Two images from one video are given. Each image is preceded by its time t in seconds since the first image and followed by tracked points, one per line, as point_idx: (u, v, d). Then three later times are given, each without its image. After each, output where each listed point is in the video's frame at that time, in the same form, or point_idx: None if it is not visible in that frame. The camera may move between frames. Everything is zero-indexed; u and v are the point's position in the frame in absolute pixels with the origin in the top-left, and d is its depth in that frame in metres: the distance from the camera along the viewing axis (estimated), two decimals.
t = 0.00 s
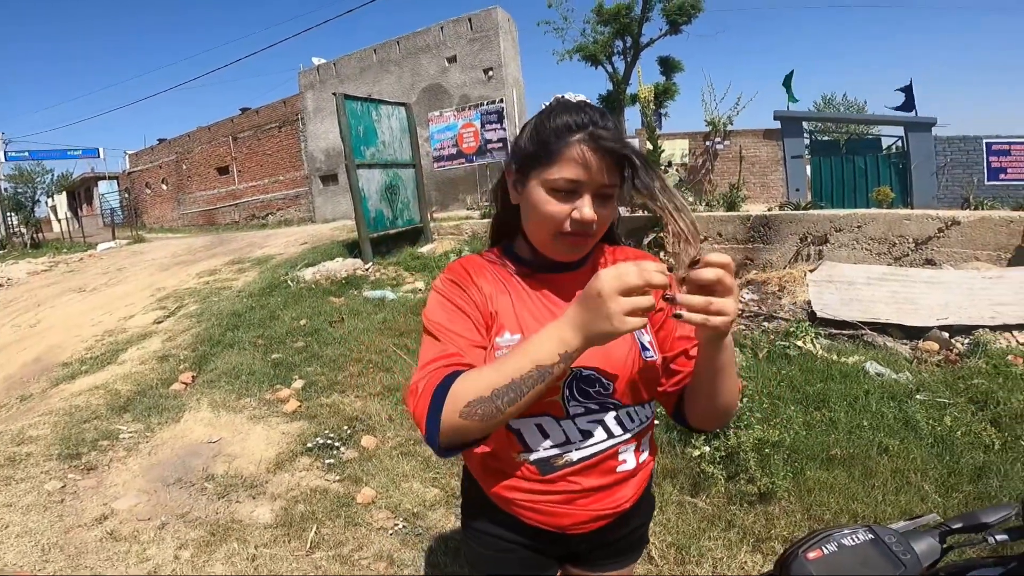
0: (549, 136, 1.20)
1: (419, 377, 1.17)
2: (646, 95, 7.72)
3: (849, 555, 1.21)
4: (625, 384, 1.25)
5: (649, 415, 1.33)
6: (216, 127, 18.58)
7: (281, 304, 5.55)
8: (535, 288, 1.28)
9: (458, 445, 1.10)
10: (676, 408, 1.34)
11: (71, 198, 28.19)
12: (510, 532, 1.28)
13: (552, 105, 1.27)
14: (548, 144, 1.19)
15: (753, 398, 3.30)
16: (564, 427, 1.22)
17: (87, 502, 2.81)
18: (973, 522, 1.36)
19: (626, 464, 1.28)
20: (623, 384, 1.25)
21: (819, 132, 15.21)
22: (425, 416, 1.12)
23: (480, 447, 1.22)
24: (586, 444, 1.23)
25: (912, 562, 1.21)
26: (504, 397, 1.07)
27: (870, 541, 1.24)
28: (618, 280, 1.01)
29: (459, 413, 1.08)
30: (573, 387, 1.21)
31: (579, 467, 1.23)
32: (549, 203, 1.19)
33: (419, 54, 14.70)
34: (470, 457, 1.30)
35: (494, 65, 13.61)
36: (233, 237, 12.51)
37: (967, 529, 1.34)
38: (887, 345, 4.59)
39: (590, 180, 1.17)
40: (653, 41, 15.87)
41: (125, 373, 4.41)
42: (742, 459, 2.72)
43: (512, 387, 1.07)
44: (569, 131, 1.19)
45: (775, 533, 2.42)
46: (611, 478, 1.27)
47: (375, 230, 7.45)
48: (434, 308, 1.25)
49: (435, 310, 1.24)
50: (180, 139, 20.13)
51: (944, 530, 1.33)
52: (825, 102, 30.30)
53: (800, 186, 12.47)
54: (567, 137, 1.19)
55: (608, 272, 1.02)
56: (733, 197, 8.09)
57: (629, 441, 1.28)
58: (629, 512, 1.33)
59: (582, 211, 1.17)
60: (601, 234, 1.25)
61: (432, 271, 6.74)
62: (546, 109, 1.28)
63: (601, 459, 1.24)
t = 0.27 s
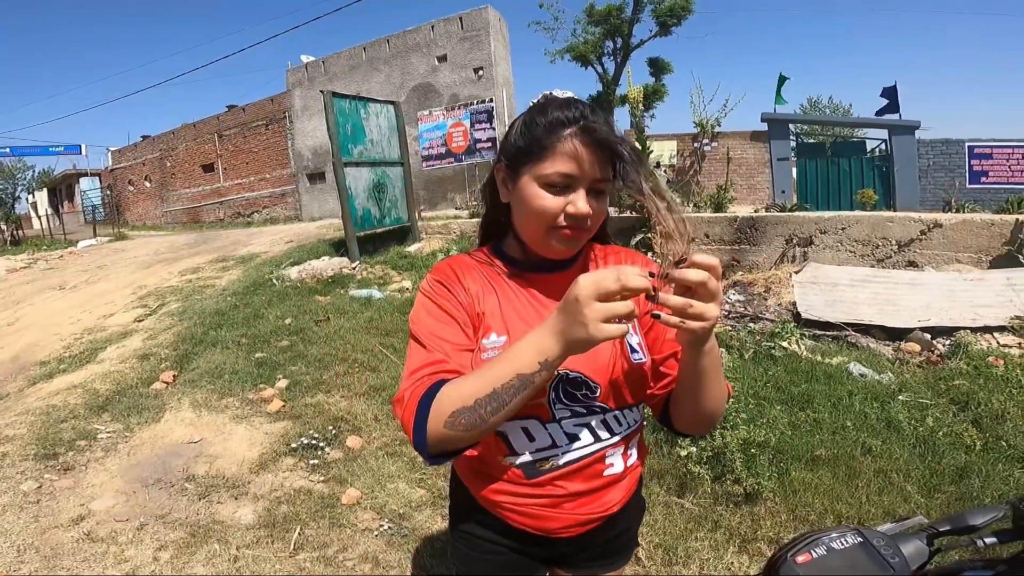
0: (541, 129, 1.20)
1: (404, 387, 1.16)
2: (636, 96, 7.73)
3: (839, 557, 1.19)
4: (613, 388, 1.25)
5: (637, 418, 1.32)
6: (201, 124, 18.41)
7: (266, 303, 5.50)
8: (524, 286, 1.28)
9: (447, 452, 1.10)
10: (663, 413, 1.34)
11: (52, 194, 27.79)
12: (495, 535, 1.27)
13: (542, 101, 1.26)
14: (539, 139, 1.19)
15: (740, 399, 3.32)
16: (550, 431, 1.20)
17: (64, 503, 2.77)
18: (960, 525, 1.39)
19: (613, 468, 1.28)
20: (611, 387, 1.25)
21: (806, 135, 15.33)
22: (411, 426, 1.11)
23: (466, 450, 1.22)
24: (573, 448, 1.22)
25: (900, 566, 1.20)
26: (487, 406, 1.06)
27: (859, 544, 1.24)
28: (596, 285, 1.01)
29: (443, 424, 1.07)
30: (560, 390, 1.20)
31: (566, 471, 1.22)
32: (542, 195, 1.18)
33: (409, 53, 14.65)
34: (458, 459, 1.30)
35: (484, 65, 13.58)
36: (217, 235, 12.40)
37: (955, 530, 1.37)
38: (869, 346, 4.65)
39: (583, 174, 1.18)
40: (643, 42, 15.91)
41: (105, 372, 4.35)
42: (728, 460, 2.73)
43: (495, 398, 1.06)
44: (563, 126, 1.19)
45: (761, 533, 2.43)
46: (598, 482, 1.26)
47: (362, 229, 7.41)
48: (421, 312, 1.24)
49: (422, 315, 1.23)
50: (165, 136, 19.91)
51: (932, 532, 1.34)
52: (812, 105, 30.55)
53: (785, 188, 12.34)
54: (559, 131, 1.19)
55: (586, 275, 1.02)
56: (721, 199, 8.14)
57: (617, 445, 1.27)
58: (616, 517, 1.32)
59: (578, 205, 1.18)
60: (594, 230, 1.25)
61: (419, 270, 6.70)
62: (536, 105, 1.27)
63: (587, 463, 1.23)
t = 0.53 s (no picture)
0: (525, 127, 1.21)
1: (400, 399, 1.16)
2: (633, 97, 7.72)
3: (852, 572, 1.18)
4: (612, 399, 1.22)
5: (639, 431, 1.28)
6: (197, 125, 18.34)
7: (261, 305, 5.47)
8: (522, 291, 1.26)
9: (441, 466, 1.10)
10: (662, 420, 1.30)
11: (47, 196, 27.69)
12: (490, 543, 1.27)
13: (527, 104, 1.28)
14: (523, 136, 1.20)
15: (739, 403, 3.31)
16: (547, 443, 1.19)
17: (56, 508, 2.73)
18: (976, 536, 1.36)
19: (613, 482, 1.24)
20: (610, 399, 1.22)
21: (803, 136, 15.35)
22: (404, 439, 1.11)
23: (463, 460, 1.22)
24: (571, 461, 1.20)
25: None
26: (475, 420, 1.05)
27: (874, 558, 1.22)
28: (576, 295, 0.98)
29: (434, 438, 1.07)
30: (557, 401, 1.19)
31: (563, 484, 1.20)
32: (527, 190, 1.18)
33: (406, 54, 14.63)
34: (458, 469, 1.30)
35: (481, 66, 13.56)
36: (213, 236, 12.34)
37: (971, 542, 1.34)
38: (868, 348, 4.63)
39: (565, 164, 1.16)
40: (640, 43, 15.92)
41: (98, 375, 4.31)
42: (729, 464, 2.73)
43: (482, 412, 1.05)
44: (543, 120, 1.20)
45: (762, 538, 2.41)
46: (597, 496, 1.23)
47: (359, 230, 7.37)
48: (419, 322, 1.23)
49: (419, 325, 1.22)
50: (160, 137, 19.83)
51: (948, 543, 1.32)
52: (808, 105, 30.64)
53: (781, 189, 12.34)
54: (539, 125, 1.19)
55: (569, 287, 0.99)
56: (718, 200, 8.13)
57: (617, 458, 1.23)
58: (618, 527, 1.29)
59: (561, 194, 1.15)
60: (589, 225, 1.22)
61: (416, 272, 6.67)
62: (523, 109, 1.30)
63: (586, 476, 1.21)
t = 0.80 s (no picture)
0: (512, 127, 1.23)
1: (401, 390, 1.18)
2: (634, 96, 7.73)
3: (855, 560, 1.19)
4: (610, 392, 1.23)
5: (638, 424, 1.29)
6: (198, 124, 18.36)
7: (263, 304, 5.48)
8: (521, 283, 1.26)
9: (441, 454, 1.11)
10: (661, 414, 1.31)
11: (48, 195, 27.73)
12: (490, 534, 1.29)
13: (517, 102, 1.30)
14: (512, 134, 1.23)
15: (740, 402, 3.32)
16: (546, 434, 1.20)
17: (59, 505, 2.75)
18: (976, 527, 1.37)
19: (613, 474, 1.25)
20: (609, 392, 1.23)
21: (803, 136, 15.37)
22: (404, 428, 1.13)
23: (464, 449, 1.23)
24: (571, 452, 1.20)
25: (916, 568, 1.20)
26: (471, 410, 1.07)
27: (875, 548, 1.23)
28: (578, 286, 1.00)
29: (432, 428, 1.08)
30: (555, 392, 1.20)
31: (563, 475, 1.21)
32: (516, 186, 1.19)
33: (407, 53, 14.64)
34: (460, 459, 1.31)
35: (482, 65, 13.58)
36: (213, 235, 12.36)
37: (972, 533, 1.35)
38: (869, 347, 4.64)
39: (551, 159, 1.18)
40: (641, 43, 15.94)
41: (100, 373, 4.32)
42: (730, 462, 2.74)
43: (476, 400, 1.06)
44: (529, 117, 1.22)
45: (763, 535, 2.42)
46: (597, 487, 1.24)
47: (360, 228, 7.38)
48: (420, 315, 1.25)
49: (421, 318, 1.23)
50: (161, 136, 19.84)
51: (948, 534, 1.33)
52: (808, 105, 30.64)
53: (782, 189, 12.54)
54: (525, 122, 1.22)
55: (564, 276, 1.01)
56: (718, 199, 8.14)
57: (617, 449, 1.24)
58: (618, 521, 1.30)
59: (549, 187, 1.17)
60: (582, 217, 1.23)
61: (417, 270, 6.68)
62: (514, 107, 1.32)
63: (585, 468, 1.21)
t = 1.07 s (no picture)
0: (514, 133, 1.24)
1: (408, 396, 1.18)
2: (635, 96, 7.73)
3: (867, 559, 1.19)
4: (617, 393, 1.23)
5: (643, 423, 1.29)
6: (198, 124, 18.34)
7: (264, 304, 5.48)
8: (526, 286, 1.27)
9: (451, 460, 1.12)
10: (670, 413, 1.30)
11: (48, 194, 27.71)
12: (496, 533, 1.30)
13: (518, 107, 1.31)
14: (514, 140, 1.24)
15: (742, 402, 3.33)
16: (551, 435, 1.20)
17: (63, 505, 2.75)
18: (986, 525, 1.37)
19: (618, 474, 1.25)
20: (616, 392, 1.23)
21: (803, 136, 15.39)
22: (413, 434, 1.14)
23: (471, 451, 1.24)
24: (576, 452, 1.21)
25: (927, 568, 1.20)
26: (481, 416, 1.07)
27: (887, 546, 1.23)
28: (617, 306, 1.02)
29: (442, 433, 1.09)
30: (561, 394, 1.20)
31: (568, 474, 1.21)
32: (519, 191, 1.20)
33: (407, 53, 14.64)
34: (467, 458, 1.32)
35: (482, 65, 13.58)
36: (213, 235, 12.35)
37: (982, 531, 1.35)
38: (870, 347, 4.66)
39: (555, 160, 1.18)
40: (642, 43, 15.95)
41: (102, 373, 4.33)
42: (732, 461, 2.75)
43: (485, 407, 1.06)
44: (530, 123, 1.23)
45: (765, 534, 2.43)
46: (602, 487, 1.24)
47: (361, 228, 7.38)
48: (427, 319, 1.25)
49: (427, 323, 1.24)
50: (160, 135, 19.83)
51: (958, 532, 1.33)
52: (808, 106, 30.67)
53: (782, 189, 12.65)
54: (527, 127, 1.22)
55: (582, 290, 1.02)
56: (719, 199, 8.15)
57: (622, 450, 1.24)
58: (623, 521, 1.31)
59: (549, 191, 1.18)
60: (586, 219, 1.23)
61: (418, 270, 6.69)
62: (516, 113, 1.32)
63: (591, 468, 1.22)
